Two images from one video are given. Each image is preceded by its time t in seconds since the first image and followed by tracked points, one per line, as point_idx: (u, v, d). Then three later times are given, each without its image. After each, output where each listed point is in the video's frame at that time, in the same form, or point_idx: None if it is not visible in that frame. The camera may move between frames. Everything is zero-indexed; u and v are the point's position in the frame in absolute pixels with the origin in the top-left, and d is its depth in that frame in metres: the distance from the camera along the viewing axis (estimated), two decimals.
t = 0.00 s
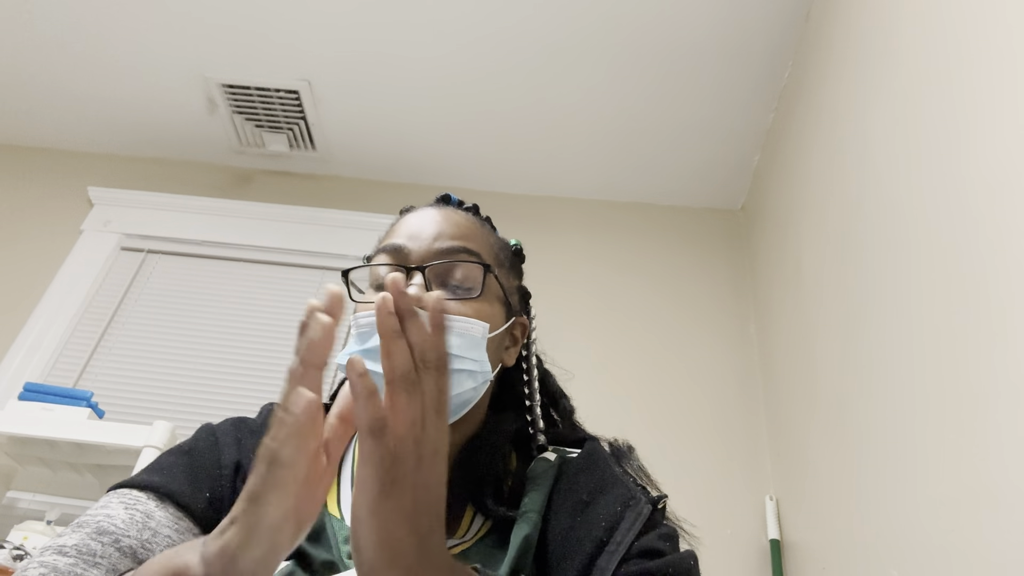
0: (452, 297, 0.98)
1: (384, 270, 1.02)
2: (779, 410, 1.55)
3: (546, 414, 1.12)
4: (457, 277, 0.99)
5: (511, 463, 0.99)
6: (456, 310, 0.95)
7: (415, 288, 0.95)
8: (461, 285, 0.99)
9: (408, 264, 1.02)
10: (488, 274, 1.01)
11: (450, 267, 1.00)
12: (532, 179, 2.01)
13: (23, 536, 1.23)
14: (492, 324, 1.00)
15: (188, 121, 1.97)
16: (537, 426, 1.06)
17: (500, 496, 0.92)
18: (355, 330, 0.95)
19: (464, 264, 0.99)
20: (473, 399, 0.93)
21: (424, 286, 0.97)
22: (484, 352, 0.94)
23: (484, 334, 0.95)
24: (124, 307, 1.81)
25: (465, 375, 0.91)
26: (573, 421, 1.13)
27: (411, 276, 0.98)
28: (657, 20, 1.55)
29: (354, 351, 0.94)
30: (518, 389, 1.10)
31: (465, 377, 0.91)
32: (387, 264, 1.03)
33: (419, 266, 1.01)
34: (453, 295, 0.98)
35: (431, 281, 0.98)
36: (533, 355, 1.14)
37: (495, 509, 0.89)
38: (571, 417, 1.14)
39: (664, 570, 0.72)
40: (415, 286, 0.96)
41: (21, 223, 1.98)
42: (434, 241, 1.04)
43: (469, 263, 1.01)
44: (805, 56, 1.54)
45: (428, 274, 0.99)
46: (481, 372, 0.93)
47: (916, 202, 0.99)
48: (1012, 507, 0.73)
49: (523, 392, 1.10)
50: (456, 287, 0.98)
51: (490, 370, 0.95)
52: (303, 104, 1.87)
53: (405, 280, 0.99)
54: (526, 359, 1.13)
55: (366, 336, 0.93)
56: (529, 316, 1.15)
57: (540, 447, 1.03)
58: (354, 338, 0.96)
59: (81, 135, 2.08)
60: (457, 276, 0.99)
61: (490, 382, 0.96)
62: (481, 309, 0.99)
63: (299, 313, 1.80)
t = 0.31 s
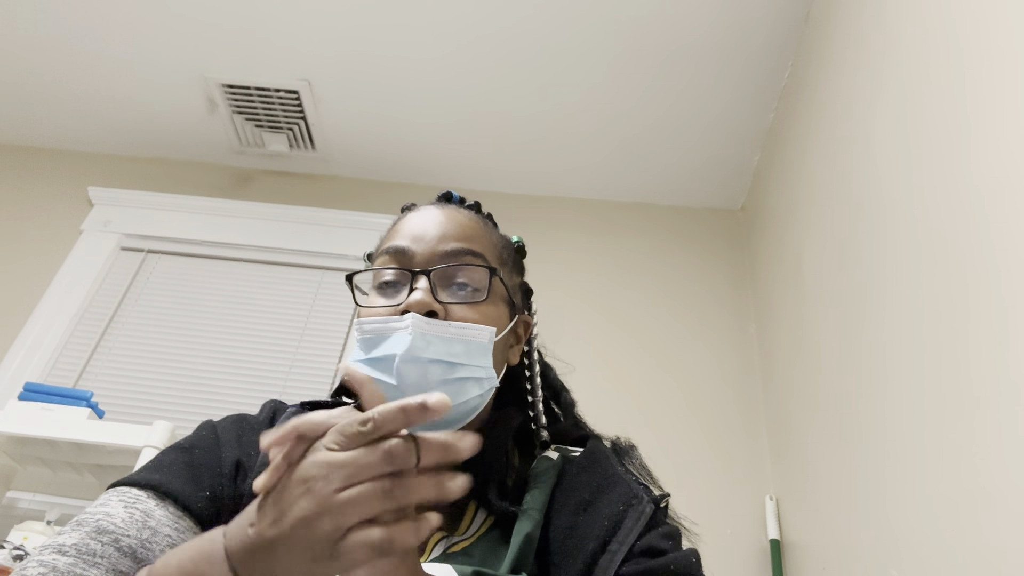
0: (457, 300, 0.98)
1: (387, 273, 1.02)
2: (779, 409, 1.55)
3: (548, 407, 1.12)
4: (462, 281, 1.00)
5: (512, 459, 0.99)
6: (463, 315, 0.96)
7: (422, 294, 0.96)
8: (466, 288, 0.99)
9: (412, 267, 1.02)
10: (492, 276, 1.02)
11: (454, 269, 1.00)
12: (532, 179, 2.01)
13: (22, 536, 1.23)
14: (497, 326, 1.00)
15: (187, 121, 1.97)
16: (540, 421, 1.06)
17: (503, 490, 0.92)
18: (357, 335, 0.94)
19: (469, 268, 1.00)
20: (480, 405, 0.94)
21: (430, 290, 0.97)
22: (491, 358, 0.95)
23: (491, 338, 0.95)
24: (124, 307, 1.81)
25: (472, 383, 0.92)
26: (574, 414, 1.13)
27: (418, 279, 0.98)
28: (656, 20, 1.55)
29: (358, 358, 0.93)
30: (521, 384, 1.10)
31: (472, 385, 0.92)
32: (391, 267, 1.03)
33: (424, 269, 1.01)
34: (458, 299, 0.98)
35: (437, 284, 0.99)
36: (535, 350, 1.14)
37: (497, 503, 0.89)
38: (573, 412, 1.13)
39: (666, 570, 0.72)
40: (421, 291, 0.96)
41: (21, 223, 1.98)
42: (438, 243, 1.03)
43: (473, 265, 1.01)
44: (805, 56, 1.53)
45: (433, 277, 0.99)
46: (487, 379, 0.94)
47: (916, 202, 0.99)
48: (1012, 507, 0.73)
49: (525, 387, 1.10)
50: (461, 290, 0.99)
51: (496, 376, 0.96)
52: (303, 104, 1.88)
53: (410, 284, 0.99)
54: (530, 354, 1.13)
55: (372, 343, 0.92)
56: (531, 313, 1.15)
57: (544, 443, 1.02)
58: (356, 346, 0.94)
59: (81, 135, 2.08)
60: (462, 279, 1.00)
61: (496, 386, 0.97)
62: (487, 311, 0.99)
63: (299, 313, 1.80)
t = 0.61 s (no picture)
0: (457, 304, 0.98)
1: (386, 277, 1.02)
2: (779, 409, 1.56)
3: (549, 403, 1.12)
4: (461, 284, 1.00)
5: (513, 460, 1.00)
6: (461, 322, 0.96)
7: (420, 300, 0.96)
8: (466, 291, 0.99)
9: (411, 271, 1.02)
10: (492, 278, 1.01)
11: (453, 272, 0.99)
12: (532, 179, 2.01)
13: (23, 536, 1.23)
14: (496, 329, 1.00)
15: (187, 121, 1.97)
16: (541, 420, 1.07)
17: (504, 491, 0.92)
18: (359, 340, 0.97)
19: (469, 271, 1.00)
20: (479, 410, 0.96)
21: (429, 295, 0.97)
22: (490, 363, 0.97)
23: (490, 344, 0.96)
24: (124, 307, 1.81)
25: (471, 389, 0.94)
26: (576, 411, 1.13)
27: (417, 284, 0.97)
28: (657, 20, 1.55)
29: (360, 362, 0.96)
30: (521, 383, 1.10)
31: (471, 390, 0.94)
32: (389, 272, 1.03)
33: (423, 274, 1.00)
34: (455, 305, 0.98)
35: (436, 289, 0.99)
36: (536, 346, 1.14)
37: (499, 505, 0.89)
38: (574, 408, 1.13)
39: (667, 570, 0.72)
40: (420, 297, 0.96)
41: (20, 222, 1.98)
42: (437, 245, 1.03)
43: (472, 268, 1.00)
44: (806, 56, 1.54)
45: (432, 281, 0.99)
46: (486, 384, 0.96)
47: (916, 202, 0.99)
48: (1012, 507, 0.73)
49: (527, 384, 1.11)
50: (461, 294, 0.99)
51: (495, 381, 0.99)
52: (303, 105, 1.88)
53: (409, 290, 0.99)
54: (530, 351, 1.13)
55: (373, 348, 0.95)
56: (530, 312, 1.15)
57: (544, 443, 1.02)
58: (359, 349, 0.98)
59: (81, 134, 2.08)
60: (461, 282, 1.00)
61: (495, 389, 0.99)
62: (486, 315, 0.99)
63: (299, 313, 1.80)
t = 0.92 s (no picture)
0: (454, 305, 0.98)
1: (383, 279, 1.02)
2: (779, 408, 1.56)
3: (549, 402, 1.12)
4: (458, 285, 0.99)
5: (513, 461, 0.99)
6: (458, 324, 0.96)
7: (416, 302, 0.96)
8: (463, 293, 0.99)
9: (407, 273, 1.02)
10: (489, 279, 1.01)
11: (450, 273, 0.99)
12: (532, 179, 2.01)
13: (23, 536, 1.23)
14: (493, 330, 1.00)
15: (187, 121, 1.97)
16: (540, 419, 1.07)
17: (504, 494, 0.92)
18: (355, 341, 0.97)
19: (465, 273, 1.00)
20: (475, 410, 0.96)
21: (425, 297, 0.97)
22: (486, 363, 0.97)
23: (485, 344, 0.96)
24: (124, 307, 1.81)
25: (467, 389, 0.94)
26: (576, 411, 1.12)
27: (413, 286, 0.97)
28: (657, 19, 1.54)
29: (356, 362, 0.96)
30: (521, 382, 1.10)
31: (467, 391, 0.95)
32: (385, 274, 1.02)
33: (419, 276, 1.00)
34: (453, 306, 0.98)
35: (433, 290, 0.98)
36: (535, 344, 1.14)
37: (499, 508, 0.89)
38: (574, 407, 1.12)
39: (668, 572, 0.72)
40: (416, 299, 0.96)
41: (21, 222, 1.98)
42: (434, 246, 1.03)
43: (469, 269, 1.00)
44: (806, 56, 1.53)
45: (429, 283, 0.99)
46: (483, 384, 0.96)
47: (916, 202, 0.99)
48: (1012, 507, 0.73)
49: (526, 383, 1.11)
50: (458, 295, 0.99)
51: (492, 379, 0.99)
52: (303, 104, 1.88)
53: (405, 292, 0.99)
54: (529, 351, 1.13)
55: (368, 349, 0.95)
56: (530, 312, 1.15)
57: (544, 444, 1.02)
58: (355, 350, 0.98)
59: (81, 134, 2.08)
60: (458, 283, 0.99)
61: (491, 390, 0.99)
62: (483, 317, 0.99)
63: (299, 312, 1.80)
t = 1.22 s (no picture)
0: (452, 305, 0.98)
1: (381, 279, 1.02)
2: (779, 407, 1.56)
3: (548, 407, 1.12)
4: (456, 286, 0.99)
5: (513, 463, 1.00)
6: (457, 323, 0.97)
7: (414, 300, 0.96)
8: (461, 292, 0.99)
9: (405, 273, 1.02)
10: (487, 279, 1.01)
11: (447, 274, 0.99)
12: (531, 179, 2.01)
13: (23, 536, 1.23)
14: (491, 331, 1.00)
15: (187, 121, 1.97)
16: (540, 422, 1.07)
17: (503, 498, 0.93)
18: (354, 342, 0.96)
19: (464, 273, 1.00)
20: (476, 410, 0.96)
21: (423, 296, 0.97)
22: (486, 364, 0.97)
23: (486, 344, 0.97)
24: (124, 307, 1.81)
25: (469, 388, 0.94)
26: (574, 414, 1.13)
27: (411, 285, 0.97)
28: (657, 19, 1.54)
29: (355, 364, 0.95)
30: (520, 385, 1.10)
31: (469, 390, 0.94)
32: (383, 274, 1.02)
33: (416, 276, 1.00)
34: (451, 305, 0.98)
35: (430, 290, 0.99)
36: (535, 351, 1.13)
37: (499, 511, 0.89)
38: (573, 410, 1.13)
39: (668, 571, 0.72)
40: (413, 298, 0.96)
41: (21, 222, 1.98)
42: (432, 247, 1.03)
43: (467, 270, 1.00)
44: (806, 56, 1.53)
45: (426, 283, 0.99)
46: (484, 385, 0.96)
47: (916, 202, 0.99)
48: (1012, 506, 0.73)
49: (525, 388, 1.10)
50: (456, 295, 0.99)
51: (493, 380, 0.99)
52: (303, 104, 1.88)
53: (403, 290, 0.99)
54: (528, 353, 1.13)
55: (368, 350, 0.94)
56: (529, 316, 1.15)
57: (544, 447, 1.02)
58: (354, 351, 0.97)
59: (81, 134, 2.08)
60: (457, 284, 1.00)
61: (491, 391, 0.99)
62: (480, 317, 0.99)
63: (299, 313, 1.80)
